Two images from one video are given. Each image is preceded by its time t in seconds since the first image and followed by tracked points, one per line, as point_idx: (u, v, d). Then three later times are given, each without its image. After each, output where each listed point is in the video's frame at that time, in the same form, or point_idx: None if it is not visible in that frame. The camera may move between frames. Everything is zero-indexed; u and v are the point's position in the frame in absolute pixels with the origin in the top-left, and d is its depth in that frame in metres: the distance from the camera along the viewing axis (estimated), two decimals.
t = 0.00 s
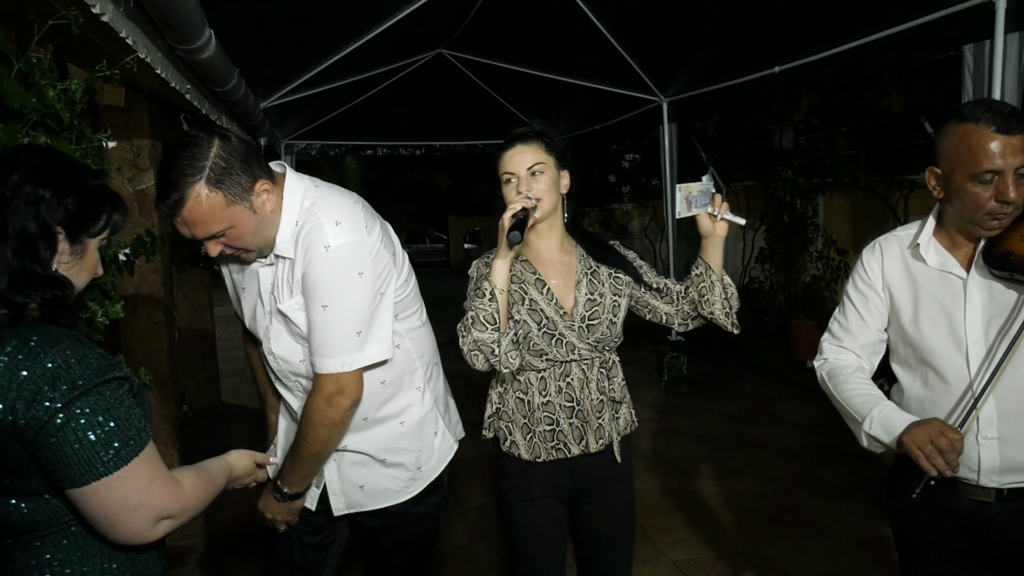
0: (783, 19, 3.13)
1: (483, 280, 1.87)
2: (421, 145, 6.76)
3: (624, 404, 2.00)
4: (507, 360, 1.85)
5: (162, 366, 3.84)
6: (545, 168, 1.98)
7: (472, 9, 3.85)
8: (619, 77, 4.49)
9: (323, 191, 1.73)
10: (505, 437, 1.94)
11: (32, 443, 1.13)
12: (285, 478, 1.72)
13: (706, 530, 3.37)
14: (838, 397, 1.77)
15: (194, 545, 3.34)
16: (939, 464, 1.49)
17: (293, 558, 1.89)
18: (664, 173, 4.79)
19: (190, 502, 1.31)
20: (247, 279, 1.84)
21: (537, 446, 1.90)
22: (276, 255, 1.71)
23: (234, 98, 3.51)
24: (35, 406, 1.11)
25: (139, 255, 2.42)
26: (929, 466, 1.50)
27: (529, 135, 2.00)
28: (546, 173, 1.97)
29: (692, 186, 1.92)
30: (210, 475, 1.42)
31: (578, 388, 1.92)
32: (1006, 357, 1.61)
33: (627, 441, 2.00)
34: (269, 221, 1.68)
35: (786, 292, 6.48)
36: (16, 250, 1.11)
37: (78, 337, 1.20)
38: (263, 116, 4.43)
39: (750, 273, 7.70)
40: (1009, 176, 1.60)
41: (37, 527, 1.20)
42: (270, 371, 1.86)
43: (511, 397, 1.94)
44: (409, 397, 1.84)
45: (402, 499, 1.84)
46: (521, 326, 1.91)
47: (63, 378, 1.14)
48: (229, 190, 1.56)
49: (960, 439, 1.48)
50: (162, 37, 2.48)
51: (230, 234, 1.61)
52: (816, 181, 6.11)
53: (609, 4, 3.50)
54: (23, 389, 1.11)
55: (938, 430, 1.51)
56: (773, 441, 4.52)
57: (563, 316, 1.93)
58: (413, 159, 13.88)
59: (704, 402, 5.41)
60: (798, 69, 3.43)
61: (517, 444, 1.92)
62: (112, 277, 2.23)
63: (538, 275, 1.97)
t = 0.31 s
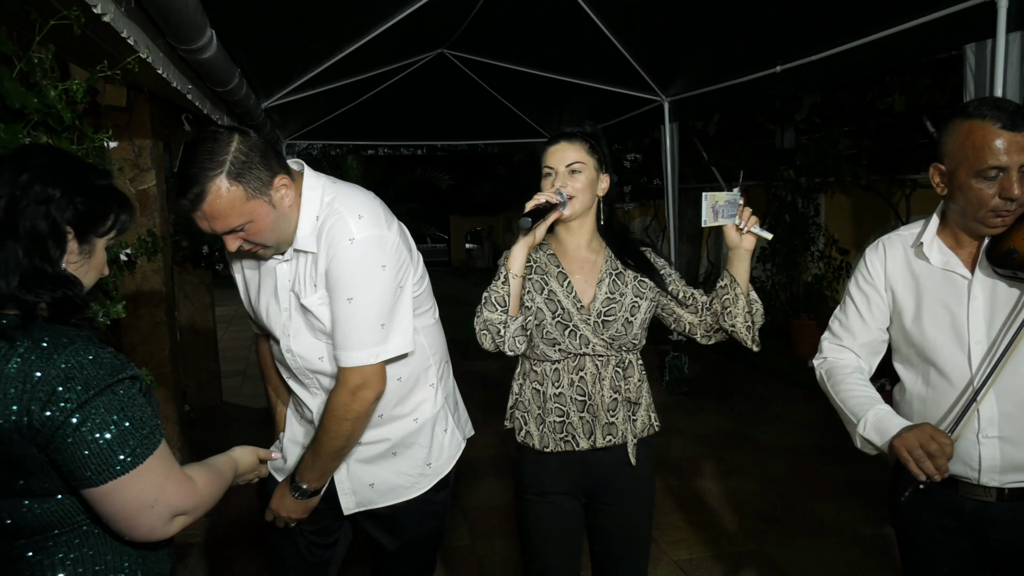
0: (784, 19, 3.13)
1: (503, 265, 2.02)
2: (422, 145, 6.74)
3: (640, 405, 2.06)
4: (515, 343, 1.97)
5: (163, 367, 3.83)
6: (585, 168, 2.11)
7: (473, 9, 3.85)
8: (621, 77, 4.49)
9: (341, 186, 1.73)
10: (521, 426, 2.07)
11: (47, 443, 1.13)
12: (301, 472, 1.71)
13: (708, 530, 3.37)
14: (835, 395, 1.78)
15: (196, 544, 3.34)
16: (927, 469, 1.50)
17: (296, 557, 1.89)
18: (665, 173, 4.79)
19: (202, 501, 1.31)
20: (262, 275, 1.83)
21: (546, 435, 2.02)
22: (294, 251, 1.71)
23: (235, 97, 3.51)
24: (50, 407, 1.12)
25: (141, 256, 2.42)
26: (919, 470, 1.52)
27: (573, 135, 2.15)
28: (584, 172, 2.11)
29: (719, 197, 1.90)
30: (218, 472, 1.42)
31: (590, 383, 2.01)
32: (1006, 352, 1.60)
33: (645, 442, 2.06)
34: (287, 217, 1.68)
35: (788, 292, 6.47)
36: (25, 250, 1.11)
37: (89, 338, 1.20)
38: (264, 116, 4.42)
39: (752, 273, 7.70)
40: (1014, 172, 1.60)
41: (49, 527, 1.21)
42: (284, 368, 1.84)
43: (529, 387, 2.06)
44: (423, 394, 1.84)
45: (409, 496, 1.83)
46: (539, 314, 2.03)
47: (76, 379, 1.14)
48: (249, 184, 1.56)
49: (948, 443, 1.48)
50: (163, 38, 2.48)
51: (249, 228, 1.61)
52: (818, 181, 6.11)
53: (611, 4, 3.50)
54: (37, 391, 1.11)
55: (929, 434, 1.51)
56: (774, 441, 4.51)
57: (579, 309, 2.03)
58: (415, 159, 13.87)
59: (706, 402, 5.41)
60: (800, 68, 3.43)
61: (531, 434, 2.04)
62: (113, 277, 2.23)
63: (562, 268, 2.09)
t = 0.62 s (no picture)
0: (786, 19, 3.12)
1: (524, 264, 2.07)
2: (423, 144, 6.73)
3: (659, 406, 2.05)
4: (532, 340, 2.03)
5: (164, 367, 3.83)
6: (606, 170, 2.14)
7: (473, 10, 3.85)
8: (622, 77, 4.49)
9: (366, 173, 1.76)
10: (539, 423, 2.08)
11: (56, 443, 1.13)
12: (342, 454, 1.67)
13: (709, 530, 3.37)
14: (843, 393, 1.78)
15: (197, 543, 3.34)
16: (943, 458, 1.50)
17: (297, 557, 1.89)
18: (667, 173, 4.78)
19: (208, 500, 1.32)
20: (272, 261, 1.79)
21: (563, 433, 2.03)
22: (320, 233, 1.71)
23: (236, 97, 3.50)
24: (57, 408, 1.12)
25: (142, 255, 2.42)
26: (933, 459, 1.52)
27: (596, 137, 2.17)
28: (605, 173, 2.13)
29: (731, 197, 1.91)
30: (222, 469, 1.42)
31: (607, 382, 2.02)
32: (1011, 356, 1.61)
33: (664, 444, 2.05)
34: (316, 200, 1.68)
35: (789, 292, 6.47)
36: (32, 249, 1.11)
37: (95, 339, 1.20)
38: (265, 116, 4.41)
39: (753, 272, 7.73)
40: (1019, 173, 1.60)
41: (55, 527, 1.21)
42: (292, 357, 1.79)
43: (548, 386, 2.08)
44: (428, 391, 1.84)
45: (412, 496, 1.82)
46: (557, 312, 2.07)
47: (85, 380, 1.14)
48: (285, 159, 1.57)
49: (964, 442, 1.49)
50: (164, 38, 2.48)
51: (280, 205, 1.60)
52: (820, 181, 6.11)
53: (613, 4, 3.49)
54: (43, 392, 1.11)
55: (944, 423, 1.52)
56: (775, 442, 4.51)
57: (597, 309, 2.05)
58: (416, 159, 13.87)
59: (707, 402, 5.41)
60: (801, 68, 3.42)
61: (549, 431, 2.06)
62: (114, 277, 2.22)
63: (581, 268, 2.11)
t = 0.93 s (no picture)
0: (787, 19, 3.12)
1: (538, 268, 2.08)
2: (425, 145, 6.73)
3: (672, 408, 2.05)
4: (546, 345, 2.04)
5: (165, 367, 3.83)
6: (621, 173, 2.15)
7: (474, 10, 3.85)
8: (622, 77, 4.48)
9: (393, 168, 1.81)
10: (553, 425, 2.09)
11: (61, 445, 1.13)
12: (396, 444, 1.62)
13: (710, 531, 3.37)
14: (837, 369, 1.80)
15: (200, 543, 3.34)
16: (929, 419, 1.48)
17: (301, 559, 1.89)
18: (668, 174, 4.78)
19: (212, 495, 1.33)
20: (290, 252, 1.80)
21: (576, 434, 2.04)
22: (345, 221, 1.74)
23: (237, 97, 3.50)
24: (62, 410, 1.12)
25: (144, 255, 2.42)
26: (920, 419, 1.50)
27: (611, 141, 2.18)
28: (620, 177, 2.15)
29: (735, 214, 1.88)
30: (225, 459, 1.42)
31: (619, 384, 2.03)
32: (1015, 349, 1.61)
33: (677, 446, 2.05)
34: (339, 185, 1.68)
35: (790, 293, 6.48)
36: (30, 251, 1.11)
37: (96, 338, 1.20)
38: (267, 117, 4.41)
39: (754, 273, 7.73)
40: None
41: (55, 529, 1.21)
42: (303, 351, 1.78)
43: (562, 387, 2.09)
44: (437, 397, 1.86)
45: (419, 498, 1.81)
46: (569, 315, 2.08)
47: (86, 380, 1.14)
48: (312, 143, 1.59)
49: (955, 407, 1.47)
50: (166, 37, 2.48)
51: (304, 187, 1.60)
52: (821, 182, 6.11)
53: (613, 4, 3.49)
54: (45, 393, 1.12)
55: (937, 388, 1.52)
56: (776, 442, 4.51)
57: (608, 311, 2.06)
58: (416, 159, 13.88)
59: (708, 402, 5.41)
60: (802, 69, 3.42)
61: (562, 432, 2.06)
62: (115, 277, 2.22)
63: (594, 272, 2.12)
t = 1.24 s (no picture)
0: (789, 20, 3.13)
1: (546, 269, 2.09)
2: (426, 145, 6.72)
3: (677, 408, 2.05)
4: (552, 346, 2.05)
5: (166, 367, 3.83)
6: (633, 174, 2.16)
7: (476, 11, 3.85)
8: (623, 78, 4.48)
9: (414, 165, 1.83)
10: (558, 424, 2.10)
11: (62, 444, 1.14)
12: (425, 442, 1.62)
13: (711, 532, 3.37)
14: (855, 368, 1.79)
15: (201, 544, 3.34)
16: (921, 430, 1.48)
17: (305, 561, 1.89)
18: (670, 174, 4.78)
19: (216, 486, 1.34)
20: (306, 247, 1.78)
21: (580, 433, 2.04)
22: (367, 215, 1.74)
23: (239, 98, 3.50)
24: (60, 411, 1.12)
25: (145, 256, 2.42)
26: (912, 429, 1.50)
27: (624, 141, 2.19)
28: (632, 177, 2.15)
29: (726, 231, 1.88)
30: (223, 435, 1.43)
31: (624, 384, 2.03)
32: None
33: (681, 446, 2.04)
34: (358, 177, 1.68)
35: (790, 293, 6.49)
36: (15, 255, 1.10)
37: (92, 338, 1.20)
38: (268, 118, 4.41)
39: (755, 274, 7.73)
40: None
41: (52, 530, 1.21)
42: (314, 347, 1.74)
43: (567, 387, 2.09)
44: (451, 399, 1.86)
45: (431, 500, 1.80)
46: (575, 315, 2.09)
47: (83, 377, 1.14)
48: (336, 130, 1.59)
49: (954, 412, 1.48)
50: (168, 38, 2.48)
51: (322, 171, 1.60)
52: (821, 182, 6.12)
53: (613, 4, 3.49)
54: (40, 394, 1.11)
55: (934, 400, 1.51)
56: (778, 444, 4.51)
57: (614, 312, 2.06)
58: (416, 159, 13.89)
59: (709, 403, 5.40)
60: (804, 70, 3.43)
61: (567, 431, 2.07)
62: (117, 278, 2.22)
63: (601, 272, 2.12)
